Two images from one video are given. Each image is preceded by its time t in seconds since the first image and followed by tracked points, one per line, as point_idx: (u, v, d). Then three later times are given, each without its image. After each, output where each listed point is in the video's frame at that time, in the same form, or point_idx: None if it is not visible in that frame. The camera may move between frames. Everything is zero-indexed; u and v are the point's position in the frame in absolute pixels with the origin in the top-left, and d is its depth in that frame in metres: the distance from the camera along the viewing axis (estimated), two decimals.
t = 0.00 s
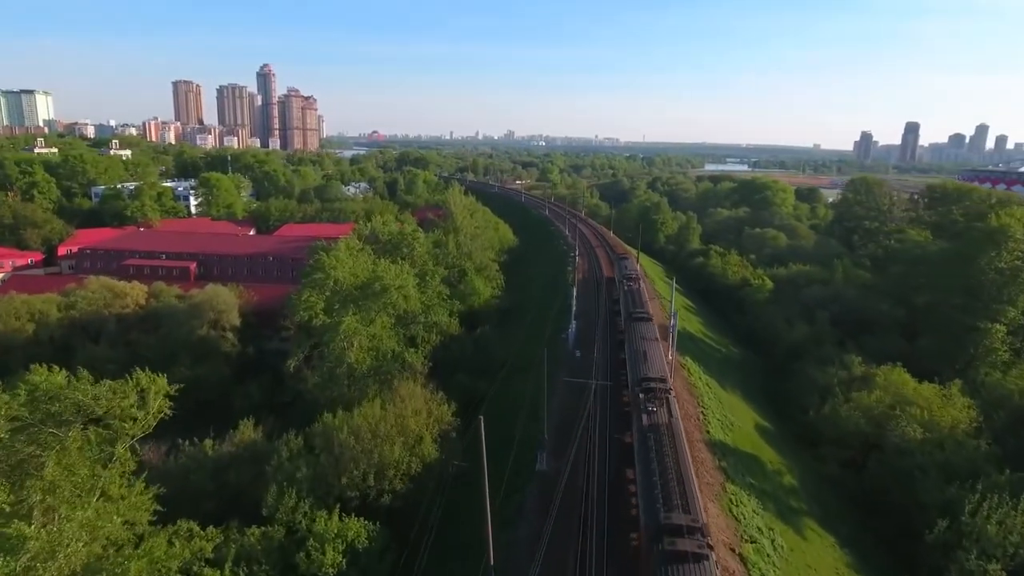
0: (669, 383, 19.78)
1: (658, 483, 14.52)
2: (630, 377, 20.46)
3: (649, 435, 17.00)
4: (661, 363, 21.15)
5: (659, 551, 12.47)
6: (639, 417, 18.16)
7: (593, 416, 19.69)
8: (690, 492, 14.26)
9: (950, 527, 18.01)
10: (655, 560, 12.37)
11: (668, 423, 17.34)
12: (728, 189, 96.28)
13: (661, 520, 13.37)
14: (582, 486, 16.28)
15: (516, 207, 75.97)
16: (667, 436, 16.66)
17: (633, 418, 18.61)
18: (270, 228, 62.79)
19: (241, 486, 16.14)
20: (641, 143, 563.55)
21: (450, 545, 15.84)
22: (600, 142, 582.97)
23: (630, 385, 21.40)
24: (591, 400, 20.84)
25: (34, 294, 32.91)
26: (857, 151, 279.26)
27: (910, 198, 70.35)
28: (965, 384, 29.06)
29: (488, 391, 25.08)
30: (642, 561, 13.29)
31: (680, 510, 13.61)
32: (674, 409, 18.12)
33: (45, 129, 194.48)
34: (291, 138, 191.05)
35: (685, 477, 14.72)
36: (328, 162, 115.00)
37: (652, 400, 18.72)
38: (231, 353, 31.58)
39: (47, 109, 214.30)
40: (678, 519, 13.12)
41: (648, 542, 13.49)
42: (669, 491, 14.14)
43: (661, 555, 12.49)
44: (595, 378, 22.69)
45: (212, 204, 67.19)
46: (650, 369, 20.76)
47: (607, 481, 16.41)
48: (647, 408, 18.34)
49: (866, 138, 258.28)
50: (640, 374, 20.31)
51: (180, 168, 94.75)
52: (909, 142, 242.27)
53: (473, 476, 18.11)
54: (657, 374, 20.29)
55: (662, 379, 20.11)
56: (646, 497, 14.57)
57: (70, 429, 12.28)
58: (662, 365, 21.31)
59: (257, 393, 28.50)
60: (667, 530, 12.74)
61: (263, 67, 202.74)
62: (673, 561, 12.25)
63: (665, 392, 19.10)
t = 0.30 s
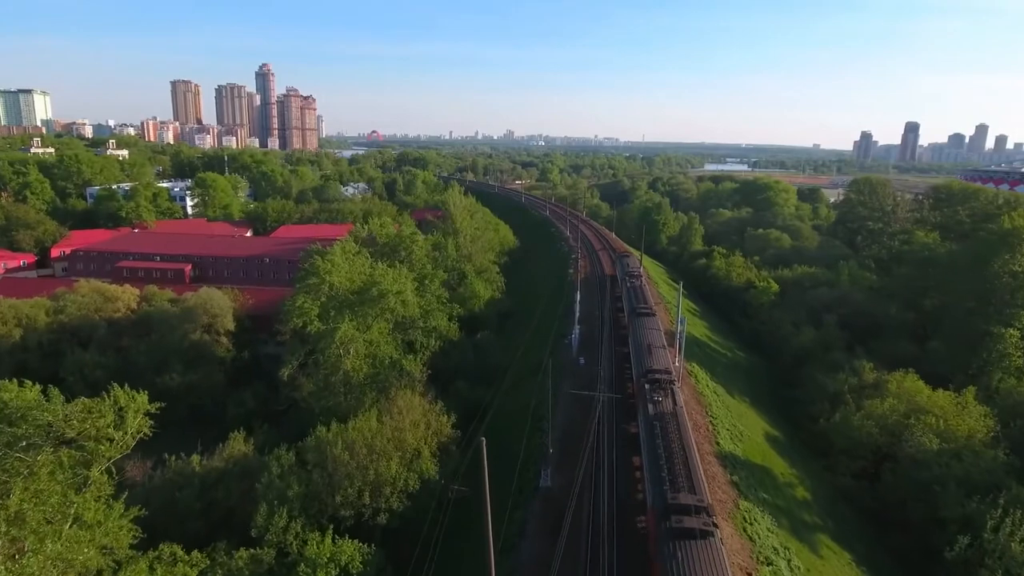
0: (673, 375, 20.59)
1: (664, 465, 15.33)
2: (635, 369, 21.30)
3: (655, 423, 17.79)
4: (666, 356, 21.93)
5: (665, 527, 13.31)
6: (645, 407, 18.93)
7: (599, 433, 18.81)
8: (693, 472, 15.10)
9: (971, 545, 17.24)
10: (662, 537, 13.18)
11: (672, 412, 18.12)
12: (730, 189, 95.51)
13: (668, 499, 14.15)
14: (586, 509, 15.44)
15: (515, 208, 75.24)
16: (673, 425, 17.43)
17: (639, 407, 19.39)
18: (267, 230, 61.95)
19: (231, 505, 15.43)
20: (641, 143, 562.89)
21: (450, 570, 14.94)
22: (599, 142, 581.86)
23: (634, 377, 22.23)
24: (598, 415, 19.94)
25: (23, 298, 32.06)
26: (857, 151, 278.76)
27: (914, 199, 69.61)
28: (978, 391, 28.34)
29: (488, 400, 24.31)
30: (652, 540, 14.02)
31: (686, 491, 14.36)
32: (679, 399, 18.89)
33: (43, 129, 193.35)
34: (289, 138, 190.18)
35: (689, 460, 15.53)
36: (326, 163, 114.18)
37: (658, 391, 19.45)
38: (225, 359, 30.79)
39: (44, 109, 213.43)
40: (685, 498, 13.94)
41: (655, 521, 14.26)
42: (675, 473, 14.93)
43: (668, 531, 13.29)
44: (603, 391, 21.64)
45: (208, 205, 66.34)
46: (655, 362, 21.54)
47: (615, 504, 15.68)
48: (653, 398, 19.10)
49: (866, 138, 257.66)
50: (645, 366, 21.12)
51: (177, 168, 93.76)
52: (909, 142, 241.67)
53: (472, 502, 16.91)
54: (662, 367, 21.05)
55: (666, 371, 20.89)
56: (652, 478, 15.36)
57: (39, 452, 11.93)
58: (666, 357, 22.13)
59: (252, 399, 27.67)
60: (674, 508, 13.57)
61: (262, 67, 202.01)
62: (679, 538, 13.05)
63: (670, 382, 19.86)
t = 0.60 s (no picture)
0: (677, 367, 21.15)
1: (670, 450, 15.82)
2: (640, 361, 21.87)
3: (660, 412, 18.25)
4: (670, 349, 22.48)
5: (673, 506, 13.84)
6: (650, 397, 19.40)
7: (606, 448, 17.94)
8: (698, 456, 15.62)
9: (994, 563, 16.48)
10: (669, 516, 13.69)
11: (677, 402, 18.60)
12: (731, 189, 94.80)
13: (675, 481, 14.65)
14: (591, 530, 14.58)
15: (515, 208, 74.57)
16: (677, 413, 17.96)
17: (644, 397, 19.86)
18: (265, 231, 61.19)
19: (220, 523, 14.74)
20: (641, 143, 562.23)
21: None
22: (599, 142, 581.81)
23: (638, 370, 22.77)
24: (606, 429, 19.08)
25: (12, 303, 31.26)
26: (857, 151, 278.15)
27: (918, 199, 68.91)
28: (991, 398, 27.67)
29: (487, 408, 23.52)
30: (659, 522, 14.47)
31: (692, 474, 14.86)
32: (683, 390, 19.44)
33: (42, 129, 192.54)
34: (289, 138, 189.51)
35: (693, 445, 16.04)
36: (326, 163, 113.48)
37: (663, 382, 19.95)
38: (219, 364, 30.03)
39: (43, 109, 212.97)
40: (692, 480, 14.45)
41: (661, 503, 14.73)
42: (681, 458, 15.40)
43: (675, 510, 13.82)
44: (611, 404, 20.67)
45: (205, 205, 65.56)
46: (660, 354, 22.08)
47: (624, 519, 14.95)
48: (658, 388, 19.62)
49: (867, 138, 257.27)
50: (649, 358, 21.65)
51: (175, 169, 93.01)
52: (910, 142, 241.17)
53: (472, 529, 15.82)
54: (666, 359, 21.58)
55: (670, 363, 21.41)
56: (658, 462, 15.88)
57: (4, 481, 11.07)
58: (670, 349, 22.69)
59: (245, 406, 26.90)
60: (681, 489, 14.09)
61: (262, 67, 201.37)
62: (687, 517, 13.57)
63: (674, 373, 20.39)
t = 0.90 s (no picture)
0: (680, 359, 21.79)
1: (676, 436, 16.34)
2: (644, 354, 22.49)
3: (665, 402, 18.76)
4: (673, 342, 23.14)
5: (679, 488, 14.44)
6: (656, 387, 19.95)
7: (614, 465, 17.11)
8: (702, 442, 16.19)
9: None
10: (676, 498, 14.24)
11: (681, 391, 19.24)
12: (733, 189, 94.06)
13: (681, 466, 15.20)
14: (596, 554, 13.75)
15: (516, 208, 73.93)
16: (681, 402, 18.56)
17: (649, 388, 20.41)
18: (262, 232, 60.42)
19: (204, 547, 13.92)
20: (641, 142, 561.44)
21: None
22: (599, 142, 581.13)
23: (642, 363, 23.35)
24: (614, 445, 18.19)
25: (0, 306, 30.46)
26: (858, 150, 277.40)
27: (923, 200, 68.17)
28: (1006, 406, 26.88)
29: (488, 417, 22.77)
30: (666, 505, 15.03)
31: (696, 458, 15.42)
32: (687, 380, 20.10)
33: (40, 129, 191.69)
34: (289, 138, 188.95)
35: (697, 432, 16.62)
36: (325, 163, 112.79)
37: (667, 373, 20.62)
38: (213, 370, 29.23)
39: (43, 109, 212.37)
40: (697, 464, 15.04)
41: (668, 487, 15.25)
42: (685, 444, 15.99)
43: (682, 493, 14.38)
44: (620, 420, 19.60)
45: (202, 206, 64.81)
46: (663, 347, 22.76)
47: (633, 538, 14.24)
48: (663, 379, 20.29)
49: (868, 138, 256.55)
50: (654, 351, 22.31)
51: (173, 169, 92.18)
52: (910, 142, 240.57)
53: (472, 562, 14.48)
54: (669, 352, 22.26)
55: (674, 356, 22.05)
56: (664, 449, 16.45)
57: None
58: (673, 342, 23.38)
59: (240, 414, 26.11)
60: (687, 472, 14.66)
61: (262, 67, 200.89)
62: (693, 498, 14.15)
63: (677, 364, 21.09)
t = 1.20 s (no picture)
0: (683, 352, 22.57)
1: (680, 425, 16.93)
2: (647, 349, 23.18)
3: (669, 394, 19.41)
4: (676, 337, 23.82)
5: (685, 471, 15.02)
6: (660, 380, 20.65)
7: (622, 484, 16.28)
8: (705, 429, 16.78)
9: None
10: (681, 481, 14.78)
11: (685, 382, 19.89)
12: (735, 189, 93.26)
13: (685, 452, 15.75)
14: None
15: (516, 209, 73.19)
16: (685, 393, 19.20)
17: (653, 381, 21.11)
18: (259, 234, 59.59)
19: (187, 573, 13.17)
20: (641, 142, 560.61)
21: None
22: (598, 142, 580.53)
23: (645, 358, 24.06)
24: (623, 462, 17.33)
25: None
26: (858, 151, 276.67)
27: (928, 201, 67.37)
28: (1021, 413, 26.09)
29: (489, 428, 22.03)
30: (671, 490, 15.58)
31: (700, 443, 15.99)
32: (691, 372, 20.75)
33: (41, 129, 191.05)
34: (288, 139, 188.26)
35: (700, 421, 17.21)
36: (323, 163, 111.99)
37: (670, 366, 21.28)
38: (207, 376, 28.44)
39: (41, 109, 211.63)
40: (701, 449, 15.59)
41: (673, 473, 15.79)
42: (689, 431, 16.59)
43: (687, 476, 14.92)
44: (631, 438, 18.52)
45: (198, 207, 64.01)
46: (666, 342, 23.44)
47: (644, 560, 13.48)
48: (667, 371, 20.95)
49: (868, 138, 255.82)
50: (657, 346, 22.98)
51: (170, 169, 91.28)
52: (911, 142, 239.82)
53: None
54: (673, 346, 22.91)
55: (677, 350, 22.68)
56: (669, 437, 17.04)
57: None
58: (676, 338, 24.08)
59: (233, 422, 25.28)
60: (692, 456, 15.21)
61: (261, 67, 200.18)
62: (698, 481, 14.68)
63: (682, 358, 21.77)
